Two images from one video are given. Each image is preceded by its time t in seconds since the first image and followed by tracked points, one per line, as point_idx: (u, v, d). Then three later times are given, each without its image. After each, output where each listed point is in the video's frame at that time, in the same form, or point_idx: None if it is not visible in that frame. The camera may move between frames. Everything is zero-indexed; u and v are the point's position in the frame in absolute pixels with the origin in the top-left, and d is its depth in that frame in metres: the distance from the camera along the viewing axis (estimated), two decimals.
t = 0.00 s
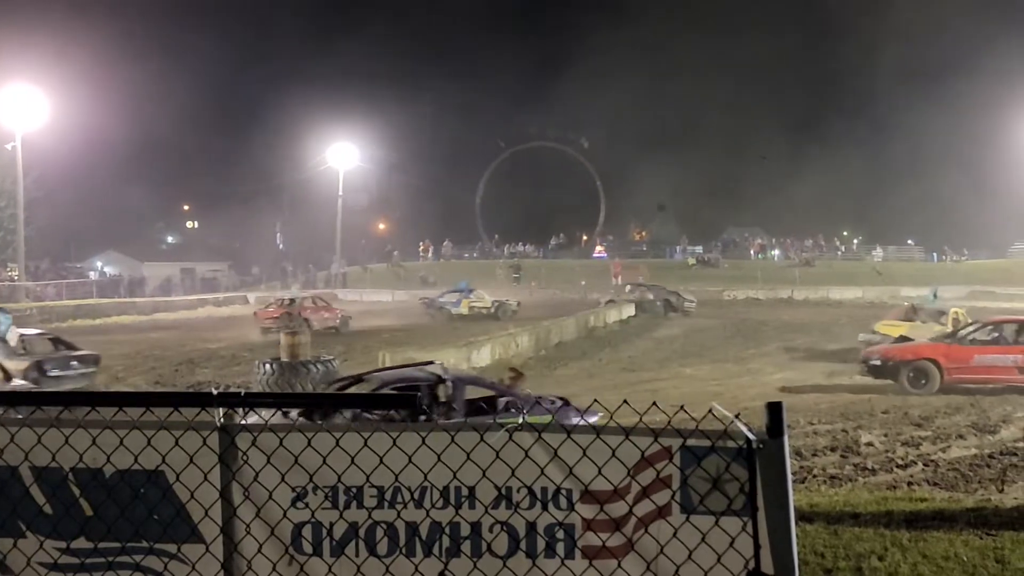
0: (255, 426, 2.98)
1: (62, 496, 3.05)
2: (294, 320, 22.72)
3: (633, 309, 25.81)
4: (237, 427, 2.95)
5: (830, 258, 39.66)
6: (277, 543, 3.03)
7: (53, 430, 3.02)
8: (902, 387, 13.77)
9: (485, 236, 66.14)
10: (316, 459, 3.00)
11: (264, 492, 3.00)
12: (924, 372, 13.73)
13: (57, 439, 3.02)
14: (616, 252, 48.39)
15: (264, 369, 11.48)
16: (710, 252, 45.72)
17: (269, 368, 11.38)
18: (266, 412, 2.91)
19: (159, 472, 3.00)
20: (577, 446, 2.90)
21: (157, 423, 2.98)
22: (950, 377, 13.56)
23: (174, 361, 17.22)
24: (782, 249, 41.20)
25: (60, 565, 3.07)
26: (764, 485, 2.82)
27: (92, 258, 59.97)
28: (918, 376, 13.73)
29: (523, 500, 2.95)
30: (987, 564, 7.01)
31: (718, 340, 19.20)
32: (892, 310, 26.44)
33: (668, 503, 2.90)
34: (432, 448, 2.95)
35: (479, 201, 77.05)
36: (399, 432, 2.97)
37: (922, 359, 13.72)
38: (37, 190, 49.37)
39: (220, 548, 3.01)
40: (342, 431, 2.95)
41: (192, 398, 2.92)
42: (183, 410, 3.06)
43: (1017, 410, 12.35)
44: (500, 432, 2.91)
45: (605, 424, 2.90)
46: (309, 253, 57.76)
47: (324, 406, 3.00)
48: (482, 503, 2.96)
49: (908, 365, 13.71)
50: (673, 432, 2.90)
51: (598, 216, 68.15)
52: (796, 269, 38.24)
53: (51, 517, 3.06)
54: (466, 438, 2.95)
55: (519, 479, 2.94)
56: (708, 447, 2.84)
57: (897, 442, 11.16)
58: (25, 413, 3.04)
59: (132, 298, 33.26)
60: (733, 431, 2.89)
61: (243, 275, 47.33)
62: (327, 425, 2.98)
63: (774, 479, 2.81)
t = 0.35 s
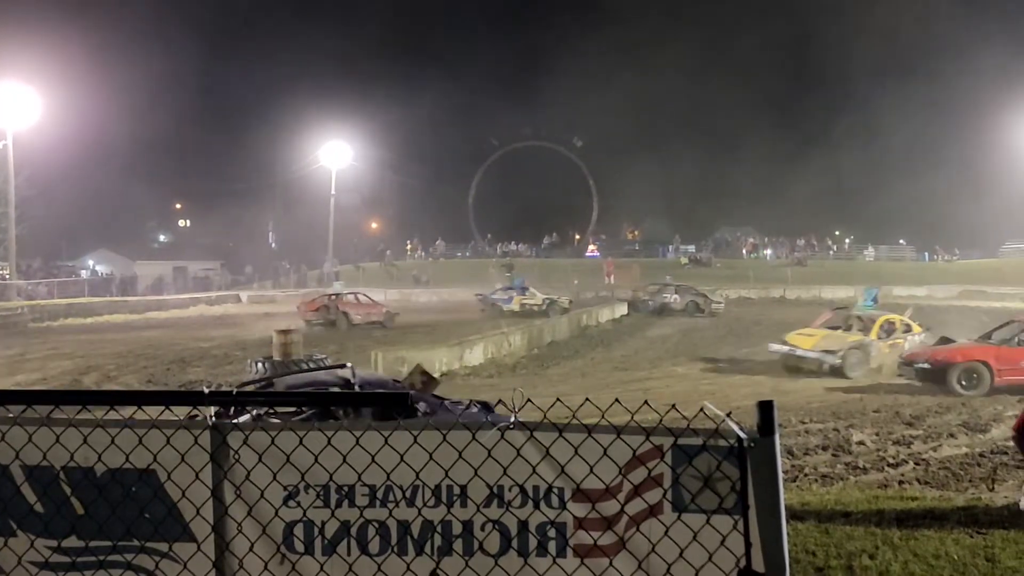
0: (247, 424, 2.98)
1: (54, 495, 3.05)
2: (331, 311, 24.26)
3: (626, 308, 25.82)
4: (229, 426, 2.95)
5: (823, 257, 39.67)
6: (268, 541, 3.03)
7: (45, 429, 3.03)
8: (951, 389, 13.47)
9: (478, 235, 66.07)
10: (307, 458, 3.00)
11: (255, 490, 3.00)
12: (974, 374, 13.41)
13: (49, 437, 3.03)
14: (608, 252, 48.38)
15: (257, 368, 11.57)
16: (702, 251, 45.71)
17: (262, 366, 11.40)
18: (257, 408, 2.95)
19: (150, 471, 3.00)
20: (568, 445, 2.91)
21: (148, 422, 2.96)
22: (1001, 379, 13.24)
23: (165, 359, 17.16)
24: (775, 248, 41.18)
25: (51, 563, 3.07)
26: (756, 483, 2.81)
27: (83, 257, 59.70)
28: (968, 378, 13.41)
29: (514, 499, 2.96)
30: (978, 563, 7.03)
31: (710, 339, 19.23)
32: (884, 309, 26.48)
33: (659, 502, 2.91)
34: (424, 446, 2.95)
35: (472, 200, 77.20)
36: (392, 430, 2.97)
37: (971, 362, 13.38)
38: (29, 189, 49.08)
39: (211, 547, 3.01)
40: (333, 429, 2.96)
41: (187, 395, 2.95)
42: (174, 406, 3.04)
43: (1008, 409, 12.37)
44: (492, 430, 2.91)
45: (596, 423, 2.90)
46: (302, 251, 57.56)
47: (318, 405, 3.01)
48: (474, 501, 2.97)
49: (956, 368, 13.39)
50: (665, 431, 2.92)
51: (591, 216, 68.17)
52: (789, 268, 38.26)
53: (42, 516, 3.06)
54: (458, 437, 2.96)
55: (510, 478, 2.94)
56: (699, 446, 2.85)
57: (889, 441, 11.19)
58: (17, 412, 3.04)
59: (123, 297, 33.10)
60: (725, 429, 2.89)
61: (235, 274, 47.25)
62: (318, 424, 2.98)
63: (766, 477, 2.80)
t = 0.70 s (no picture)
0: (237, 423, 2.98)
1: (44, 495, 3.04)
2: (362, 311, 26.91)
3: (618, 308, 25.88)
4: (219, 425, 2.96)
5: (815, 257, 39.65)
6: (259, 541, 3.03)
7: (34, 428, 3.00)
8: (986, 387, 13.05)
9: (471, 235, 66.06)
10: (298, 458, 3.00)
11: (246, 491, 3.00)
12: (1009, 374, 13.06)
13: (37, 437, 3.01)
14: (600, 251, 48.39)
15: (249, 368, 11.66)
16: (694, 250, 45.72)
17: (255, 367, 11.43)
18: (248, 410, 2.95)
19: (141, 471, 2.99)
20: (560, 445, 2.92)
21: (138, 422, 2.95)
22: None
23: (156, 359, 17.14)
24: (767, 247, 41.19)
25: (41, 563, 3.06)
26: (747, 484, 2.83)
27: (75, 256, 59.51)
28: (1004, 377, 13.04)
29: (506, 498, 2.96)
30: (969, 562, 7.04)
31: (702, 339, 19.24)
32: (875, 309, 26.48)
33: (650, 501, 2.93)
34: (415, 447, 2.96)
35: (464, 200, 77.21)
36: (383, 430, 2.96)
37: (1007, 360, 13.04)
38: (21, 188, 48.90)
39: (202, 547, 3.00)
40: (324, 428, 2.97)
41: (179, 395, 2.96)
42: (164, 406, 3.04)
43: (999, 409, 12.37)
44: (483, 430, 2.92)
45: (586, 423, 2.91)
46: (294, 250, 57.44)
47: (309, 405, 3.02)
48: (466, 501, 2.98)
49: (994, 365, 13.00)
50: (655, 432, 2.94)
51: (583, 216, 68.14)
52: (780, 269, 38.26)
53: (31, 516, 3.05)
54: (450, 436, 2.96)
55: (502, 477, 2.95)
56: (690, 445, 2.87)
57: (881, 441, 11.20)
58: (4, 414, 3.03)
59: (114, 297, 33.00)
60: (716, 429, 2.91)
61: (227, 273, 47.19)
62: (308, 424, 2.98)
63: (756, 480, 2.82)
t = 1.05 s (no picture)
0: (225, 423, 2.98)
1: (31, 494, 3.05)
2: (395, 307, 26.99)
3: (606, 307, 25.88)
4: (207, 425, 2.96)
5: (804, 257, 39.69)
6: (247, 541, 3.04)
7: (21, 428, 3.01)
8: (989, 388, 12.89)
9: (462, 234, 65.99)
10: (286, 457, 3.01)
11: (234, 490, 3.01)
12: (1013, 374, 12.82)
13: (25, 436, 3.01)
14: (591, 250, 48.34)
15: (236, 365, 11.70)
16: (684, 248, 45.64)
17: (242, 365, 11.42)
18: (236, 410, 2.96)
19: (128, 471, 3.00)
20: (548, 444, 2.93)
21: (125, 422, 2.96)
22: None
23: (144, 359, 17.10)
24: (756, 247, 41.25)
25: (29, 563, 3.07)
26: (735, 483, 2.84)
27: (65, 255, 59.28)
28: (1008, 377, 12.79)
29: (494, 498, 2.97)
30: (956, 560, 7.06)
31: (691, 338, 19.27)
32: (862, 308, 26.50)
33: (638, 500, 2.95)
34: (403, 445, 2.97)
35: (454, 200, 77.34)
36: (371, 430, 2.98)
37: (1010, 360, 12.77)
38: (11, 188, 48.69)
39: (190, 546, 3.01)
40: (313, 428, 2.97)
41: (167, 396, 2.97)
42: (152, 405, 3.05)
43: (988, 408, 12.38)
44: (472, 429, 2.93)
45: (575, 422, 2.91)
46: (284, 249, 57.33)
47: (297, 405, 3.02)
48: (453, 500, 2.99)
49: (997, 366, 12.78)
50: (643, 430, 2.95)
51: (573, 216, 68.19)
52: (769, 268, 38.24)
53: (18, 515, 3.06)
54: (438, 436, 2.97)
55: (491, 476, 2.96)
56: (678, 444, 2.88)
57: (869, 440, 11.23)
58: None
59: (102, 297, 32.84)
60: (704, 427, 2.91)
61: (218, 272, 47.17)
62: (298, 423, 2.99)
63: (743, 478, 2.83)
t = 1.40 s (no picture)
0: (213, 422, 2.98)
1: (16, 494, 3.03)
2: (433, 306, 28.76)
3: (594, 307, 25.98)
4: (196, 424, 2.95)
5: (792, 257, 39.72)
6: (235, 541, 3.04)
7: (7, 427, 3.00)
8: (961, 388, 13.00)
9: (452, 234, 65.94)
10: (274, 458, 3.01)
11: (222, 490, 3.00)
12: (984, 372, 12.99)
13: (10, 437, 3.00)
14: (579, 250, 48.37)
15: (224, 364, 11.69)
16: (672, 247, 45.71)
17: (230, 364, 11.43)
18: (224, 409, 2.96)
19: (115, 470, 2.98)
20: (536, 443, 2.93)
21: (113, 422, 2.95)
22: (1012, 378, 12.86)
23: (131, 359, 17.06)
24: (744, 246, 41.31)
25: (16, 563, 3.06)
26: (723, 485, 2.82)
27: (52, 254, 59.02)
28: (980, 376, 12.99)
29: (482, 497, 2.97)
30: (943, 559, 7.08)
31: (679, 338, 19.33)
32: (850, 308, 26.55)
33: (626, 499, 2.96)
34: (392, 445, 2.97)
35: (443, 199, 77.21)
36: (360, 430, 2.98)
37: (982, 359, 12.96)
38: None
39: (177, 547, 3.00)
40: (301, 428, 2.97)
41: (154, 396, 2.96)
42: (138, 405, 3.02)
43: (974, 408, 12.43)
44: (460, 429, 2.94)
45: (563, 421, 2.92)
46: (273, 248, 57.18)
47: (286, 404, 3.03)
48: (442, 500, 2.99)
49: (969, 366, 12.93)
50: (632, 429, 2.95)
51: (562, 216, 68.20)
52: (757, 268, 38.30)
53: (4, 516, 3.04)
54: (427, 435, 2.98)
55: (478, 476, 2.96)
56: (666, 443, 2.89)
57: (856, 439, 11.26)
58: None
59: (89, 296, 32.72)
60: (692, 427, 2.92)
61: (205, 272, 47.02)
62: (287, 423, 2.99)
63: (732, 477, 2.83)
